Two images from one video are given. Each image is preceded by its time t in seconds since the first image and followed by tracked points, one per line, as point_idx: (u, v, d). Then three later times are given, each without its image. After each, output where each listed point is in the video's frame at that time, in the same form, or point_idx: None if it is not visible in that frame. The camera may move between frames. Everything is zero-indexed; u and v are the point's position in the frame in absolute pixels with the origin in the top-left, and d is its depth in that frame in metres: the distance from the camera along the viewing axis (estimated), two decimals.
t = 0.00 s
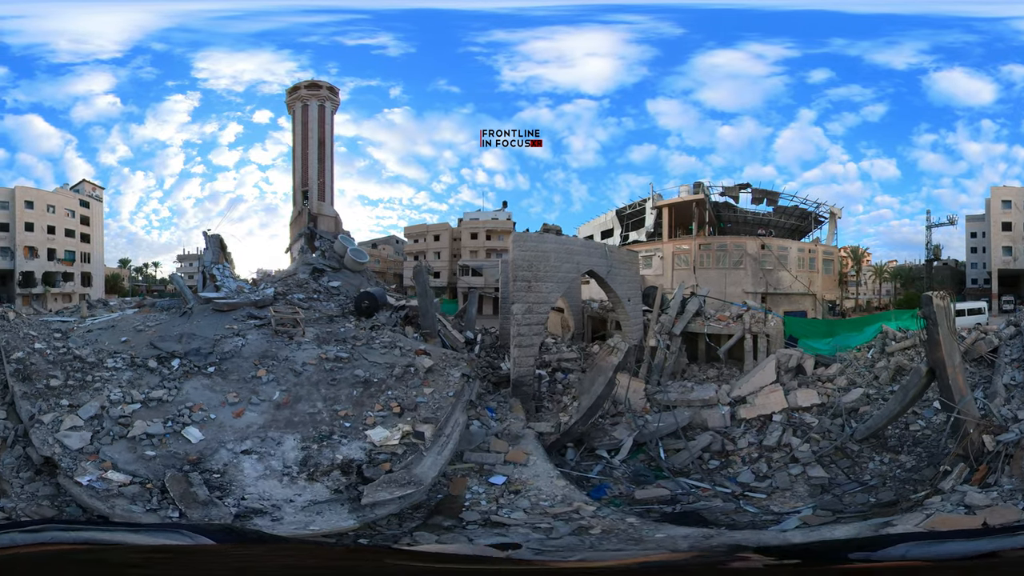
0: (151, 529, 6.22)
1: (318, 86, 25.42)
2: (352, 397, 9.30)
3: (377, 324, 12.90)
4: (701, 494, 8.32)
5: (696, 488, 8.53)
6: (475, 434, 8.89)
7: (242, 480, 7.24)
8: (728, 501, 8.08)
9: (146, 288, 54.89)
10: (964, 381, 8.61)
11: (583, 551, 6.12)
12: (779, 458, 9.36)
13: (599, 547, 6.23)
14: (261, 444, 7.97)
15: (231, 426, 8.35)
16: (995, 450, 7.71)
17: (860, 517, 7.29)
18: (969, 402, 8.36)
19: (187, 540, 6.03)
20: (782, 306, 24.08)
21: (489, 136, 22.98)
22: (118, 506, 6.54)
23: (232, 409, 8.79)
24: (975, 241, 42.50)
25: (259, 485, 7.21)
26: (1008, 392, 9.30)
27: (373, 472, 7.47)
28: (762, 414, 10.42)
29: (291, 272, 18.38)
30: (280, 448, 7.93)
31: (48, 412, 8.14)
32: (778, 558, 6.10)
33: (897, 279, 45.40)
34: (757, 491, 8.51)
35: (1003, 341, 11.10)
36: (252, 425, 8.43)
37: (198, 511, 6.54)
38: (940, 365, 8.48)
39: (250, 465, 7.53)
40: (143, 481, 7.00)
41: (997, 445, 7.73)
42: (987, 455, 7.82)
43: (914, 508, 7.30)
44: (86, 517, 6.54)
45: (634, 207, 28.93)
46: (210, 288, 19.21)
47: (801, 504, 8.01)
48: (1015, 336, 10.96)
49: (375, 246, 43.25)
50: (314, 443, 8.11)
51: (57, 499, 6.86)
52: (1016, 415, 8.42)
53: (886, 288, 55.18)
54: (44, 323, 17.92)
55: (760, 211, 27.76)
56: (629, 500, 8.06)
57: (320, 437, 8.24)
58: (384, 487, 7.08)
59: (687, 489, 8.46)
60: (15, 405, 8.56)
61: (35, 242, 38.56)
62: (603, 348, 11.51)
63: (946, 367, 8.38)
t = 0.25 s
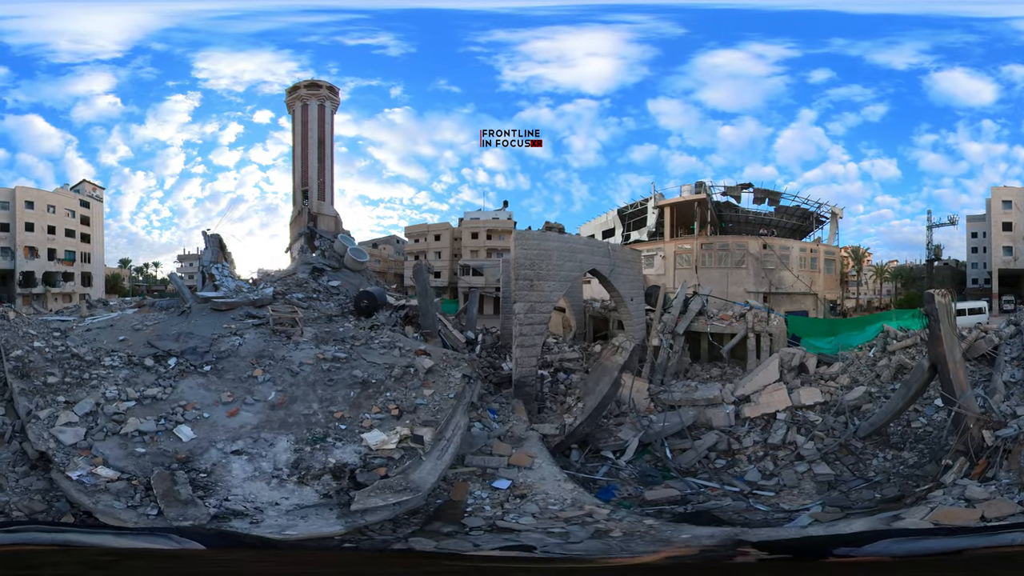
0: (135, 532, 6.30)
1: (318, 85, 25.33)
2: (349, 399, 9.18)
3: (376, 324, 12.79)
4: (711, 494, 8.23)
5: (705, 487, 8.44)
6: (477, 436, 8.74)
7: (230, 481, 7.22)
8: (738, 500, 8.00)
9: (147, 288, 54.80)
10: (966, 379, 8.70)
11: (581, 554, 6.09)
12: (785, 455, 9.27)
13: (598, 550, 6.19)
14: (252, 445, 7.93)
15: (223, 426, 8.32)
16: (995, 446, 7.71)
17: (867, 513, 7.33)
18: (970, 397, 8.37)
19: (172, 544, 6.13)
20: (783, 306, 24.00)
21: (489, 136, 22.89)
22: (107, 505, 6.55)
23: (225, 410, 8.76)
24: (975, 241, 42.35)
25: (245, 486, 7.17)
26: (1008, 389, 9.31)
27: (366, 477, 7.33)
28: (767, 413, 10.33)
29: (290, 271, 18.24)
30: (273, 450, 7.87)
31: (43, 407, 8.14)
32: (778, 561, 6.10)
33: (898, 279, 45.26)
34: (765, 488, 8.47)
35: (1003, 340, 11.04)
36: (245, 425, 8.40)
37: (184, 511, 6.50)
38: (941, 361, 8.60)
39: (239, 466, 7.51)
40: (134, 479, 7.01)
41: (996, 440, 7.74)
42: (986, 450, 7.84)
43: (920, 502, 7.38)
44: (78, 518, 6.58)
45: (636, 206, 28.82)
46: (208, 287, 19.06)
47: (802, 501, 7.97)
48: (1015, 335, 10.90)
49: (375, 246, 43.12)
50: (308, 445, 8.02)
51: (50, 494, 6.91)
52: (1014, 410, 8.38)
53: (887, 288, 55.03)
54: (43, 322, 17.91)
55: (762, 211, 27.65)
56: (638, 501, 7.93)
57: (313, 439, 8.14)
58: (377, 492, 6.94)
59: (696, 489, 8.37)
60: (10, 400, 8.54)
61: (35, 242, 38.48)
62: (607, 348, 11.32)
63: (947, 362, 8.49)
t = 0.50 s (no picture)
0: (106, 537, 6.32)
1: (317, 84, 25.17)
2: (343, 402, 9.08)
3: (375, 325, 12.66)
4: (726, 494, 8.15)
5: (717, 488, 8.36)
6: (478, 442, 8.51)
7: (207, 482, 7.21)
8: (753, 500, 7.95)
9: (147, 288, 54.70)
10: (966, 371, 8.86)
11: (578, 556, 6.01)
12: (794, 454, 9.27)
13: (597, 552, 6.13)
14: (238, 446, 7.90)
15: (211, 426, 8.35)
16: (994, 439, 7.92)
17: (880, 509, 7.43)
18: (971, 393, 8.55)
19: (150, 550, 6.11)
20: (786, 306, 23.86)
21: (489, 136, 22.74)
22: (86, 499, 6.75)
23: (215, 409, 8.80)
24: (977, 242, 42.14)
25: (221, 488, 7.14)
26: (1007, 385, 9.33)
27: (352, 485, 7.21)
28: (773, 412, 10.25)
29: (289, 271, 18.05)
30: (259, 452, 7.81)
31: (36, 403, 8.30)
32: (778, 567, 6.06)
33: (899, 279, 45.08)
34: (778, 488, 8.48)
35: (1003, 338, 10.96)
36: (233, 425, 8.43)
37: (150, 509, 6.65)
38: (945, 358, 8.70)
39: (221, 466, 7.48)
40: (116, 474, 7.13)
41: (996, 434, 7.94)
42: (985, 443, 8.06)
43: (927, 495, 7.54)
44: (62, 513, 6.80)
45: (638, 206, 28.66)
46: (206, 288, 18.91)
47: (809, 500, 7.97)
48: (1015, 334, 10.68)
49: (375, 245, 42.95)
50: (297, 450, 7.90)
51: (41, 486, 7.19)
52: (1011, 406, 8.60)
53: (888, 289, 54.80)
54: (42, 321, 17.90)
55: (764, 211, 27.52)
56: (653, 505, 7.78)
57: (301, 444, 8.03)
58: (361, 503, 6.81)
59: (709, 490, 8.26)
60: (7, 396, 8.72)
61: (35, 243, 38.40)
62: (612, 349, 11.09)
63: (950, 359, 8.61)
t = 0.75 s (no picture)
0: (125, 539, 6.26)
1: (316, 84, 25.03)
2: (335, 405, 8.98)
3: (373, 326, 12.53)
4: (736, 496, 8.02)
5: (727, 489, 8.23)
6: (475, 447, 8.34)
7: (190, 478, 7.19)
8: (765, 501, 7.86)
9: (147, 288, 54.58)
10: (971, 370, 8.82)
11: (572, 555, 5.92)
12: (801, 454, 9.18)
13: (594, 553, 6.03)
14: (226, 444, 7.83)
15: (202, 424, 8.31)
16: (998, 435, 7.96)
17: (894, 505, 7.48)
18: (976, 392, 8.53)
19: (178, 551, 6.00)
20: (788, 306, 23.76)
21: (490, 136, 22.64)
22: (78, 492, 6.82)
23: (207, 408, 8.73)
24: (977, 242, 41.97)
25: (204, 484, 7.11)
26: (1010, 383, 9.33)
27: (333, 489, 7.04)
28: (778, 412, 10.15)
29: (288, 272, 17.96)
30: (246, 451, 7.72)
31: (36, 399, 8.46)
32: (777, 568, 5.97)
33: (900, 279, 44.98)
34: (787, 488, 8.41)
35: (1005, 338, 10.86)
36: (226, 423, 8.37)
37: (133, 502, 6.70)
38: (950, 357, 8.68)
39: (206, 464, 7.43)
40: (109, 468, 7.21)
41: (999, 431, 8.01)
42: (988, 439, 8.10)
43: (936, 490, 7.57)
44: (59, 506, 6.92)
45: (640, 206, 28.50)
46: (206, 288, 18.84)
47: (815, 501, 7.89)
48: (1017, 334, 10.69)
49: (376, 245, 42.83)
50: (285, 451, 7.80)
51: (40, 479, 7.29)
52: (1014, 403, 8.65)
53: (889, 288, 54.67)
54: (42, 321, 17.84)
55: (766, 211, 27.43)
56: (663, 508, 7.60)
57: (290, 445, 7.94)
58: (342, 507, 6.67)
59: (719, 493, 8.11)
60: (9, 393, 8.89)
61: (35, 243, 38.33)
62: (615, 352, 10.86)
63: (956, 358, 8.58)
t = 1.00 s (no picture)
0: (125, 539, 6.11)
1: (315, 84, 24.93)
2: (329, 407, 8.89)
3: (371, 326, 12.41)
4: (746, 497, 7.88)
5: (735, 490, 8.10)
6: (474, 452, 8.05)
7: (176, 476, 7.13)
8: (775, 501, 7.74)
9: (148, 288, 54.49)
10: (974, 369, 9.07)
11: (567, 553, 5.84)
12: (807, 454, 9.07)
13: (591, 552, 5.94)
14: (217, 444, 7.79)
15: (195, 423, 8.27)
16: (999, 432, 7.79)
17: (901, 502, 7.38)
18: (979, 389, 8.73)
19: (178, 552, 5.88)
20: (790, 306, 23.64)
21: (489, 136, 22.49)
22: (71, 486, 6.82)
23: (200, 408, 8.66)
24: (978, 242, 41.84)
25: (189, 482, 7.06)
26: (1010, 381, 9.11)
27: (318, 493, 6.91)
28: (782, 412, 10.08)
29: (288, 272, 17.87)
30: (236, 452, 7.68)
31: (35, 396, 8.46)
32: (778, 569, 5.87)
33: (901, 279, 44.87)
34: (797, 488, 8.26)
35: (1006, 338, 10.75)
36: (219, 423, 8.33)
37: (120, 495, 6.68)
38: (953, 355, 8.95)
39: (195, 463, 7.39)
40: (102, 463, 7.19)
41: (1001, 428, 7.80)
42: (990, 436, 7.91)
43: (942, 486, 7.46)
44: (54, 500, 6.98)
45: (641, 206, 28.39)
46: (206, 288, 18.78)
47: (822, 501, 7.78)
48: (1017, 334, 10.52)
49: (376, 246, 42.74)
50: (274, 453, 7.75)
51: (38, 474, 7.32)
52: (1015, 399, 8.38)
53: (890, 289, 54.55)
54: (42, 321, 17.79)
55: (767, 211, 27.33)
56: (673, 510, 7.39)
57: (281, 447, 7.89)
58: (324, 511, 6.45)
59: (727, 494, 7.96)
60: (9, 392, 8.83)
61: (36, 243, 38.29)
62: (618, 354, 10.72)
63: (959, 356, 8.86)
